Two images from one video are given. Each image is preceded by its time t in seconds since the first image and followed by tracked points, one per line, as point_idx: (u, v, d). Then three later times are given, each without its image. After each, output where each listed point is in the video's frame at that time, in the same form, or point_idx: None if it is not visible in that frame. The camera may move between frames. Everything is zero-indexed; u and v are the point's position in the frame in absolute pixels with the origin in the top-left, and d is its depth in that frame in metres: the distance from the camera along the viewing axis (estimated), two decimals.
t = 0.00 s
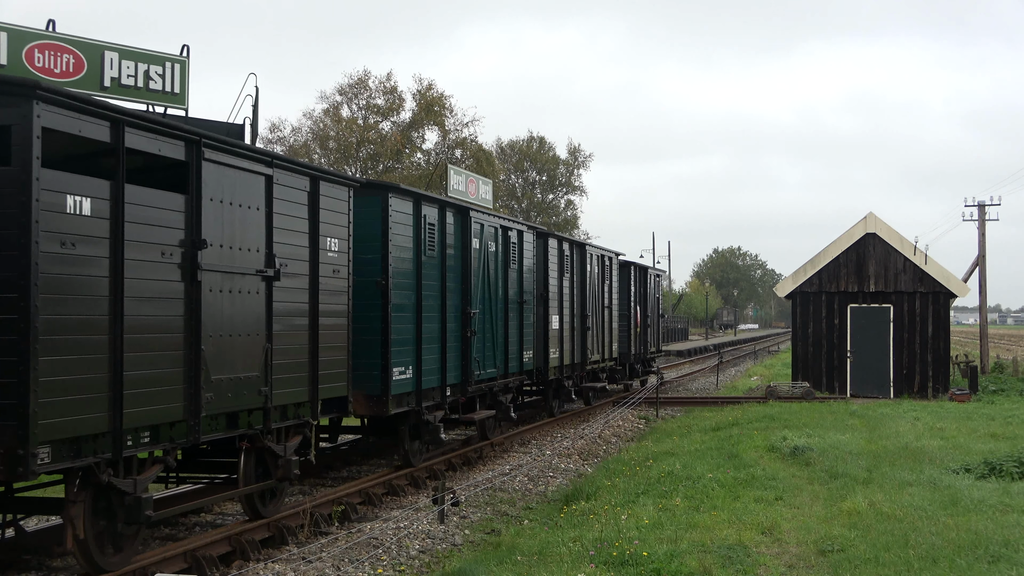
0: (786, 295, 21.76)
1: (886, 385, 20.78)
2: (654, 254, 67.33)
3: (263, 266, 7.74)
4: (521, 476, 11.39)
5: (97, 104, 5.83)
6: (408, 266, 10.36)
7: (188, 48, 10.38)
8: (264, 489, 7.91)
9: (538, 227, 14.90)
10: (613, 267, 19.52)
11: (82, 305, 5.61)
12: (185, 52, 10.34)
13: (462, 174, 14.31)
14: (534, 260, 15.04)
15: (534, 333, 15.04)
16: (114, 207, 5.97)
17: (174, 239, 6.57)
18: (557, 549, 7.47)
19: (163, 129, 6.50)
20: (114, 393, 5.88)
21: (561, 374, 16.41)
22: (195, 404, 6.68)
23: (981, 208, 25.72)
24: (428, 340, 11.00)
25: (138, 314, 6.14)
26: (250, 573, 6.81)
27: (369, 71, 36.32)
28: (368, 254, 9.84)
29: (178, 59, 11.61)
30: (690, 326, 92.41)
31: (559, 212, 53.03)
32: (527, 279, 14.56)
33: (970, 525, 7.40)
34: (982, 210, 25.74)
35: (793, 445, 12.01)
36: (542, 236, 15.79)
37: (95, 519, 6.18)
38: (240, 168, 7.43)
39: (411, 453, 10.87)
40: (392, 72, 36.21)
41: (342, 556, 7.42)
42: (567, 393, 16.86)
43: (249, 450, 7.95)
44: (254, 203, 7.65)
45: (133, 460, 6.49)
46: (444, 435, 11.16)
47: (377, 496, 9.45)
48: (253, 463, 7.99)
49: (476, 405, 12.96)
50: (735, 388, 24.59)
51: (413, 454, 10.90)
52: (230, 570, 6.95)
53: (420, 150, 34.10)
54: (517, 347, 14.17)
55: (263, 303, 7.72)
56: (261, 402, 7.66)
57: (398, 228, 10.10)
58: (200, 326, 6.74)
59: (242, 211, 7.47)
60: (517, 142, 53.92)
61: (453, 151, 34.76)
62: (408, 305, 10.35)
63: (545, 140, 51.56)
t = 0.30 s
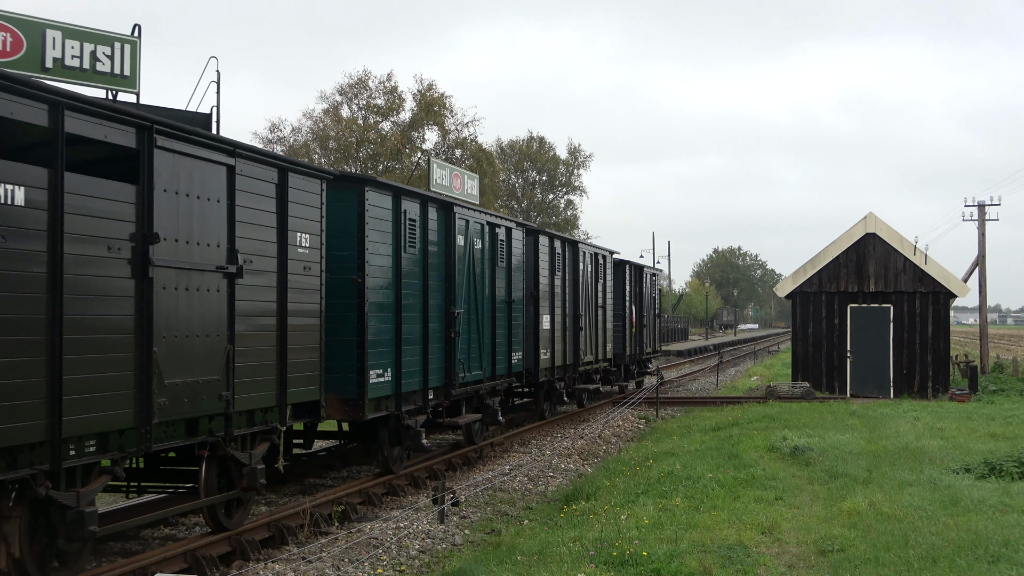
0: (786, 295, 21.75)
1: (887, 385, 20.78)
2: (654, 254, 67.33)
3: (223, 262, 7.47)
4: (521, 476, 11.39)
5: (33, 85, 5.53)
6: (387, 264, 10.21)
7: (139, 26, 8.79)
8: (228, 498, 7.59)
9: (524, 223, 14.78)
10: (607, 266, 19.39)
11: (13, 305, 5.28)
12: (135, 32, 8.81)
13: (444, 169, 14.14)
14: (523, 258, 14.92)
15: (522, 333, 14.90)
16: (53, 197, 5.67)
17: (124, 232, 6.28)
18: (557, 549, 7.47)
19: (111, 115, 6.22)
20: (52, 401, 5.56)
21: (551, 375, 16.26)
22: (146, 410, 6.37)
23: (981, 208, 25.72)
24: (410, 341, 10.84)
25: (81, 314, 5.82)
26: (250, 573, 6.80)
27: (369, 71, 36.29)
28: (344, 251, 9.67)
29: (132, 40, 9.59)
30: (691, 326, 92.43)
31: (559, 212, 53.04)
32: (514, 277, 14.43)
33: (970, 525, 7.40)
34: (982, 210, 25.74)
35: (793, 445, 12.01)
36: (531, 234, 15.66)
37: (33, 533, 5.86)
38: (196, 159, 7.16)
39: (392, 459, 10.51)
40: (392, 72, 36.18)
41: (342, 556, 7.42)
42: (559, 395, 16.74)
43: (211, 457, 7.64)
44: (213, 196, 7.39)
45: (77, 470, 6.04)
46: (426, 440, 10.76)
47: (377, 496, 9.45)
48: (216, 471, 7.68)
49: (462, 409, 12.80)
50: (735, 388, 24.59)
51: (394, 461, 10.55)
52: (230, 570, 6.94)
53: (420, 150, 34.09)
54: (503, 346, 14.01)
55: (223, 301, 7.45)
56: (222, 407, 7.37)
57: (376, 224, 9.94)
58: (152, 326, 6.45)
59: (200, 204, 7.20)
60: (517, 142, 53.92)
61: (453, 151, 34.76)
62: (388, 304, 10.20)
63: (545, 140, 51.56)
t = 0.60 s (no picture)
0: (786, 296, 21.75)
1: (887, 385, 20.78)
2: (654, 254, 67.37)
3: (185, 259, 6.89)
4: (521, 476, 11.39)
5: None
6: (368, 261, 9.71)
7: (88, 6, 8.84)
8: (191, 509, 7.05)
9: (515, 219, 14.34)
10: (601, 265, 19.13)
11: None
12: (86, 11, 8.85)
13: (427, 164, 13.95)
14: (513, 256, 14.48)
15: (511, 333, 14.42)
16: None
17: (70, 226, 5.70)
18: (557, 549, 7.47)
19: (55, 98, 5.63)
20: None
21: (544, 378, 15.81)
22: (96, 417, 5.83)
23: (981, 207, 25.72)
24: (392, 343, 10.32)
25: (21, 314, 5.27)
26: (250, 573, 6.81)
27: (368, 71, 36.29)
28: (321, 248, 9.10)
29: (78, 19, 10.39)
30: (691, 326, 92.41)
31: (559, 212, 53.05)
32: (504, 276, 13.95)
33: (969, 525, 7.40)
34: (982, 210, 25.74)
35: (793, 445, 12.02)
36: (523, 231, 15.24)
37: None
38: (154, 147, 6.58)
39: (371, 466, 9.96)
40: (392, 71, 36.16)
41: (342, 556, 7.43)
42: (551, 397, 16.40)
43: (172, 466, 7.09)
44: (173, 187, 6.80)
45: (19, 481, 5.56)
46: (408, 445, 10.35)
47: (377, 496, 9.45)
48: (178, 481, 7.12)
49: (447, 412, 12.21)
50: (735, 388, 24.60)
51: (374, 468, 10.03)
52: (230, 570, 6.95)
53: (419, 150, 34.10)
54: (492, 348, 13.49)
55: (186, 301, 6.87)
56: (182, 413, 6.81)
57: (354, 220, 9.40)
58: (103, 327, 5.88)
59: (157, 196, 6.62)
60: (517, 142, 53.91)
61: (453, 151, 34.74)
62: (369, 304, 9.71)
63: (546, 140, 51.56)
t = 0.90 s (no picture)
0: (786, 295, 21.75)
1: (887, 384, 20.79)
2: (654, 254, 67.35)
3: (135, 254, 6.37)
4: (521, 476, 11.39)
5: None
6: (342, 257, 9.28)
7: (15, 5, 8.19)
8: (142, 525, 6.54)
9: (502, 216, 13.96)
10: (594, 264, 18.86)
11: None
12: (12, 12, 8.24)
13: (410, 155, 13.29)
14: (500, 254, 14.10)
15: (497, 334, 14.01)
16: None
17: None
18: (557, 549, 7.47)
19: None
20: None
21: (533, 379, 15.44)
22: (29, 427, 5.36)
23: (981, 207, 25.73)
24: (368, 343, 9.90)
25: None
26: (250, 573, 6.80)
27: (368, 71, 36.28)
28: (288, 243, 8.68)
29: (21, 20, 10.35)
30: (691, 326, 92.44)
31: (559, 212, 53.09)
32: (490, 274, 13.55)
33: (969, 525, 7.40)
34: (982, 210, 25.74)
35: (793, 445, 12.02)
36: (511, 228, 14.88)
37: None
38: (98, 131, 6.07)
39: (348, 472, 9.56)
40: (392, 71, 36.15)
41: (342, 556, 7.42)
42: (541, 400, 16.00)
43: (122, 478, 6.56)
44: (120, 175, 6.28)
45: None
46: (385, 452, 9.87)
47: (377, 496, 9.46)
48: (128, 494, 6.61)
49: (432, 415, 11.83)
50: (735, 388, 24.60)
51: (350, 474, 9.63)
52: (230, 570, 6.95)
53: (419, 150, 34.11)
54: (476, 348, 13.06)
55: (136, 300, 6.35)
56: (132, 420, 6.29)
57: (326, 213, 8.96)
58: (37, 328, 5.41)
59: (102, 184, 6.10)
60: (517, 142, 53.92)
61: (453, 151, 34.75)
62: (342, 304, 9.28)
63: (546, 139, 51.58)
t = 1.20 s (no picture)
0: (786, 295, 21.75)
1: (887, 384, 20.79)
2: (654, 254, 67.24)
3: (83, 249, 5.93)
4: (521, 476, 11.39)
5: None
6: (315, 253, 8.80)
7: None
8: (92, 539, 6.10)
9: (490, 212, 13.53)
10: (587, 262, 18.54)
11: None
12: None
13: (389, 146, 12.62)
14: (487, 251, 13.70)
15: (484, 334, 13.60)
16: None
17: None
18: (557, 549, 7.47)
19: None
20: None
21: (522, 381, 15.03)
22: None
23: (981, 207, 25.73)
24: (346, 344, 9.41)
25: None
26: (250, 573, 6.80)
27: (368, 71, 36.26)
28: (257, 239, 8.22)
29: None
30: (690, 326, 92.43)
31: (559, 212, 53.09)
32: (475, 272, 13.16)
33: (969, 525, 7.40)
34: (982, 210, 25.73)
35: (793, 445, 12.02)
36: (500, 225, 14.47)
37: None
38: (38, 117, 5.63)
39: (324, 479, 9.13)
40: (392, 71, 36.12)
41: (342, 556, 7.42)
42: (532, 404, 15.40)
43: (71, 489, 6.14)
44: (64, 165, 5.84)
45: None
46: (363, 458, 9.41)
47: (377, 496, 9.45)
48: (78, 506, 6.18)
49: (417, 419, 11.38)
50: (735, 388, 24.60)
51: (326, 482, 9.19)
52: (230, 570, 6.95)
53: (419, 150, 34.12)
54: (461, 349, 12.64)
55: (84, 297, 5.90)
56: (79, 428, 5.85)
57: (298, 207, 8.49)
58: None
59: (45, 174, 5.66)
60: (517, 143, 53.92)
61: (453, 151, 34.74)
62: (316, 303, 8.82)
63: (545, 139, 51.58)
